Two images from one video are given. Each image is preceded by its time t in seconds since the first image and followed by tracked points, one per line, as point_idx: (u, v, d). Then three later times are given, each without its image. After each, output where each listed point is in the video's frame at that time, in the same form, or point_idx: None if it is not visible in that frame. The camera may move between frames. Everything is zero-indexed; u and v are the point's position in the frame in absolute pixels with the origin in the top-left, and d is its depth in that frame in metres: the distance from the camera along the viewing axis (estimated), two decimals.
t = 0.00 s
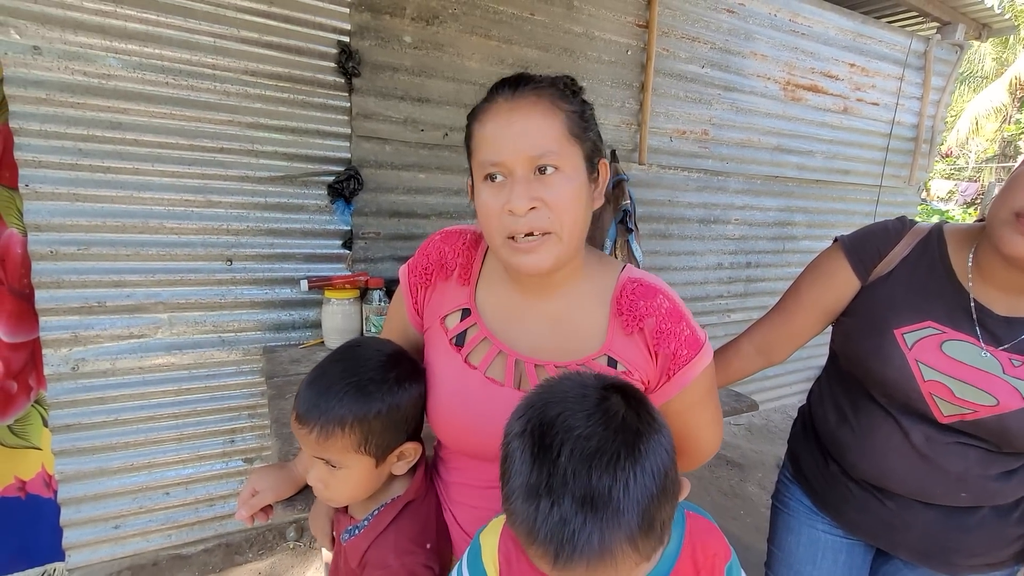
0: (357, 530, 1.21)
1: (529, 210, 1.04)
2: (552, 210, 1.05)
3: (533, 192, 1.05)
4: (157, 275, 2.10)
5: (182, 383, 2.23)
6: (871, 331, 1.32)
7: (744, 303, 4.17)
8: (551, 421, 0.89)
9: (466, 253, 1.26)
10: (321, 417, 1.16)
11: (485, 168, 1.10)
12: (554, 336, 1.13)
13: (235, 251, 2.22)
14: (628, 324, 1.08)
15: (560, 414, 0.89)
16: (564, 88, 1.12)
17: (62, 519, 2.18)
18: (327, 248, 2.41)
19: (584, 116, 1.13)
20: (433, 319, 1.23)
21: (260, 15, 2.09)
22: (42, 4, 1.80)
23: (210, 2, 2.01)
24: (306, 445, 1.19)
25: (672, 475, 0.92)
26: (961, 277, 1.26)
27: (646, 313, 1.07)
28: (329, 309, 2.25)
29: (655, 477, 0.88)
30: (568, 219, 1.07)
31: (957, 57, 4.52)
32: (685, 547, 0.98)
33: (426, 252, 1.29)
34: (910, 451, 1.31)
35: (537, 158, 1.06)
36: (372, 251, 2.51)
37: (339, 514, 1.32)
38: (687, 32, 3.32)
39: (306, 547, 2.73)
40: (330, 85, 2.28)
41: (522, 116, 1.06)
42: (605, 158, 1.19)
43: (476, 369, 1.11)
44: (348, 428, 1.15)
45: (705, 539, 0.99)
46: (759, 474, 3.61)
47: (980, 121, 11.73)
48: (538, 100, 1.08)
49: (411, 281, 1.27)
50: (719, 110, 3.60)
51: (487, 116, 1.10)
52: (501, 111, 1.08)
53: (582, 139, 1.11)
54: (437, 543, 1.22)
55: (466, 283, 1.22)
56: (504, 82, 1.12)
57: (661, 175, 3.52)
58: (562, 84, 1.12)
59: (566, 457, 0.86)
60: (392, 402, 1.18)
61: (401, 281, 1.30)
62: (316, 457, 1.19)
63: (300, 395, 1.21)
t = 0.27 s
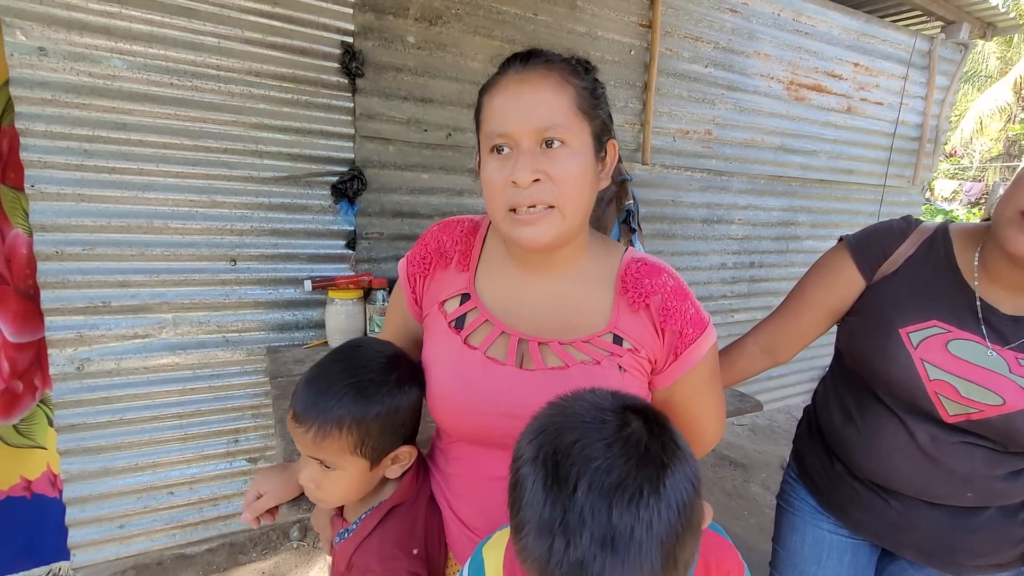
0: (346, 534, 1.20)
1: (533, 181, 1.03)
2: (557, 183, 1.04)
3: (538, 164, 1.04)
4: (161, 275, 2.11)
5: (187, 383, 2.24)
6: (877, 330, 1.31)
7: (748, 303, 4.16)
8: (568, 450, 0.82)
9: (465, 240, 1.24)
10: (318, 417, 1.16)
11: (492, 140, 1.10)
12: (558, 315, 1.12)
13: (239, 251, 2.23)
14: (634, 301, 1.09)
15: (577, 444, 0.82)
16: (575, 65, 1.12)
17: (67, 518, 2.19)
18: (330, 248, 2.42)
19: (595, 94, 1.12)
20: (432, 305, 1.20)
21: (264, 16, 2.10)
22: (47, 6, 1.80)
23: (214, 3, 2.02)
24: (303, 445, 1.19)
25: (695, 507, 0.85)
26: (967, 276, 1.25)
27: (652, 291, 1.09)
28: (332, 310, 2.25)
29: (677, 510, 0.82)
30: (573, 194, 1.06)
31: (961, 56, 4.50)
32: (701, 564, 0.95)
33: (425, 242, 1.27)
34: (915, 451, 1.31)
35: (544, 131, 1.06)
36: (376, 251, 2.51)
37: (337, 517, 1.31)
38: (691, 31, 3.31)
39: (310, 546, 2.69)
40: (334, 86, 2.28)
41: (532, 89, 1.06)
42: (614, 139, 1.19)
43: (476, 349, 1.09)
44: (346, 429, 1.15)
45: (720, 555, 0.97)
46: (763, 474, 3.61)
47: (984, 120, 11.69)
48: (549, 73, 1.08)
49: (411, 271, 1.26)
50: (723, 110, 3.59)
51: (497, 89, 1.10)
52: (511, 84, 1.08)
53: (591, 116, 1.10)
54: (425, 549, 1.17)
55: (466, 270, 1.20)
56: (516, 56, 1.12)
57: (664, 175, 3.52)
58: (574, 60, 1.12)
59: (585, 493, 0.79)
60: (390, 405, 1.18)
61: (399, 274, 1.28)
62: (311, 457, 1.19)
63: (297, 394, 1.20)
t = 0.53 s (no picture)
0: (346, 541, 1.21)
1: (521, 179, 1.05)
2: (545, 182, 1.06)
3: (526, 162, 1.06)
4: (167, 277, 2.12)
5: (192, 384, 2.25)
6: (877, 331, 1.32)
7: (751, 305, 4.16)
8: (587, 472, 0.79)
9: (454, 246, 1.25)
10: (311, 424, 1.16)
11: (481, 138, 1.11)
12: (548, 315, 1.14)
13: (244, 253, 2.25)
14: (624, 299, 1.10)
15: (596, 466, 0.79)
16: (566, 67, 1.14)
17: (73, 519, 2.20)
18: (334, 251, 2.43)
19: (584, 95, 1.14)
20: (425, 311, 1.21)
21: (269, 20, 2.11)
22: (55, 11, 1.82)
23: (220, 7, 2.03)
24: (296, 452, 1.20)
25: (713, 534, 0.83)
26: (968, 279, 1.25)
27: (642, 288, 1.10)
28: (336, 312, 2.25)
29: (696, 539, 0.79)
30: (561, 193, 1.08)
31: (964, 57, 4.50)
32: None
33: (414, 250, 1.29)
34: (916, 451, 1.31)
35: (533, 129, 1.07)
36: (379, 253, 2.53)
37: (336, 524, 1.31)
38: (693, 33, 3.32)
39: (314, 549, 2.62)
40: (338, 89, 2.29)
41: (522, 88, 1.08)
42: (603, 141, 1.20)
43: (469, 353, 1.10)
44: (339, 435, 1.16)
45: None
46: (766, 475, 3.61)
47: (988, 120, 11.65)
48: (539, 74, 1.09)
49: (403, 279, 1.27)
50: (725, 111, 3.60)
51: (488, 88, 1.12)
52: (502, 82, 1.10)
53: (581, 117, 1.12)
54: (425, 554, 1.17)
55: (455, 275, 1.21)
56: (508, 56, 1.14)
57: (667, 177, 3.52)
58: (564, 62, 1.14)
59: (604, 518, 0.76)
60: (384, 410, 1.19)
61: (392, 283, 1.31)
62: (305, 465, 1.20)
63: (290, 401, 1.21)
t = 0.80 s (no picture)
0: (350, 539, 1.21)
1: (492, 176, 1.05)
2: (517, 180, 1.06)
3: (498, 160, 1.06)
4: (171, 277, 2.13)
5: (195, 383, 2.26)
6: (880, 330, 1.32)
7: (753, 305, 4.15)
8: (579, 441, 0.85)
9: (431, 250, 1.25)
10: (312, 421, 1.17)
11: (455, 137, 1.12)
12: (524, 313, 1.13)
13: (247, 253, 2.25)
14: (601, 293, 1.10)
15: (588, 436, 0.84)
16: (538, 68, 1.15)
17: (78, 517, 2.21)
18: (336, 250, 2.44)
19: (556, 96, 1.15)
20: (407, 317, 1.22)
21: (272, 20, 2.12)
22: (60, 12, 1.83)
23: (223, 7, 2.04)
24: (299, 451, 1.20)
25: (706, 510, 0.86)
26: (970, 278, 1.25)
27: (618, 281, 1.10)
28: (338, 312, 2.23)
29: (686, 510, 0.82)
30: (533, 191, 1.08)
31: (969, 56, 4.48)
32: None
33: (393, 257, 1.29)
34: (919, 451, 1.31)
35: (504, 128, 1.08)
36: (382, 253, 2.53)
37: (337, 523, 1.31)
38: (695, 33, 3.32)
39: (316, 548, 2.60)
40: (341, 89, 2.30)
41: (494, 88, 1.09)
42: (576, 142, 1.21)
43: (450, 357, 1.10)
44: (341, 432, 1.17)
45: None
46: (769, 476, 3.60)
47: (994, 119, 11.59)
48: (510, 74, 1.10)
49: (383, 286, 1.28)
50: (728, 111, 3.59)
51: (461, 89, 1.13)
52: (474, 82, 1.11)
53: (553, 117, 1.13)
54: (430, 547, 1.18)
55: (433, 279, 1.21)
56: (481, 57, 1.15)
57: (670, 176, 3.52)
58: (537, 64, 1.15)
59: (592, 482, 0.81)
60: (384, 405, 1.19)
61: (376, 295, 1.32)
62: (308, 464, 1.21)
63: (289, 401, 1.22)
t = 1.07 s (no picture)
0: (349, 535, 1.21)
1: (502, 179, 1.06)
2: (525, 182, 1.07)
3: (506, 163, 1.07)
4: (174, 277, 2.14)
5: (198, 383, 2.27)
6: (882, 330, 1.32)
7: (756, 304, 4.14)
8: (577, 397, 0.89)
9: (438, 248, 1.25)
10: (310, 416, 1.18)
11: (462, 139, 1.12)
12: (529, 310, 1.13)
13: (250, 253, 2.26)
14: (604, 288, 1.10)
15: (586, 393, 0.89)
16: (542, 70, 1.15)
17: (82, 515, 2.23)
18: (338, 250, 2.44)
19: (560, 98, 1.16)
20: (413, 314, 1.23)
21: (274, 21, 2.12)
22: (65, 13, 1.84)
23: (226, 8, 2.05)
24: (296, 446, 1.21)
25: (698, 472, 0.90)
26: (973, 276, 1.25)
27: (621, 276, 1.10)
28: (341, 311, 2.23)
29: (677, 466, 0.86)
30: (541, 192, 1.09)
31: (973, 55, 4.47)
32: None
33: (402, 256, 1.29)
34: (922, 450, 1.31)
35: (512, 131, 1.08)
36: (384, 253, 2.54)
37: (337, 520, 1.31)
38: (697, 32, 3.31)
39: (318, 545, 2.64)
40: (343, 89, 2.31)
41: (501, 91, 1.09)
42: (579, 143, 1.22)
43: (454, 351, 1.11)
44: (337, 426, 1.17)
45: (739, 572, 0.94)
46: (772, 476, 3.59)
47: (998, 118, 11.55)
48: (516, 77, 1.10)
49: (393, 284, 1.29)
50: (730, 110, 3.59)
51: (467, 91, 1.12)
52: (481, 85, 1.10)
53: (557, 119, 1.14)
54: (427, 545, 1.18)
55: (440, 277, 1.22)
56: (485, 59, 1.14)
57: (672, 176, 3.52)
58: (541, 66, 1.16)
59: (589, 433, 0.85)
60: (380, 400, 1.19)
61: (384, 289, 1.32)
62: (306, 459, 1.21)
63: (287, 397, 1.23)
